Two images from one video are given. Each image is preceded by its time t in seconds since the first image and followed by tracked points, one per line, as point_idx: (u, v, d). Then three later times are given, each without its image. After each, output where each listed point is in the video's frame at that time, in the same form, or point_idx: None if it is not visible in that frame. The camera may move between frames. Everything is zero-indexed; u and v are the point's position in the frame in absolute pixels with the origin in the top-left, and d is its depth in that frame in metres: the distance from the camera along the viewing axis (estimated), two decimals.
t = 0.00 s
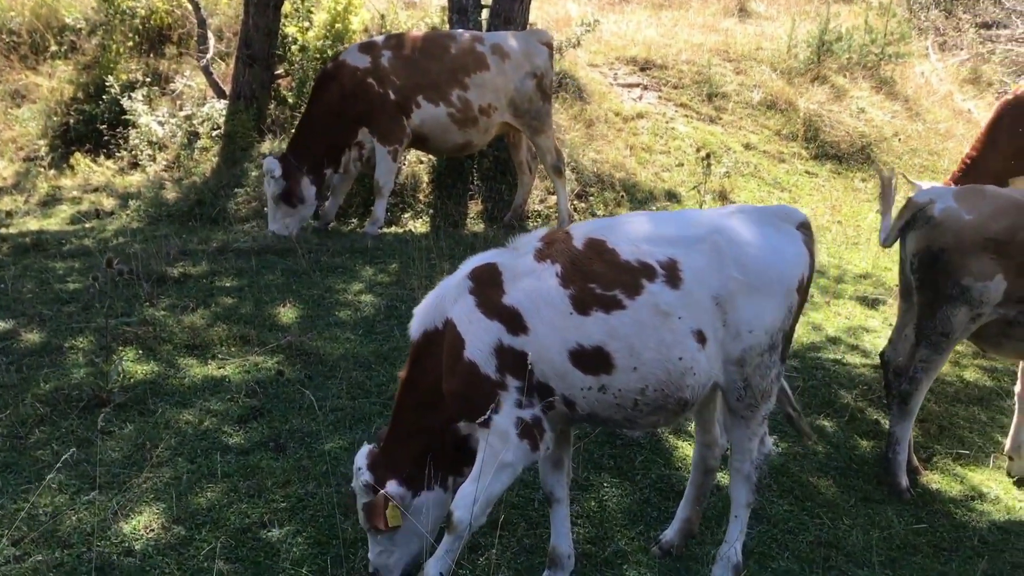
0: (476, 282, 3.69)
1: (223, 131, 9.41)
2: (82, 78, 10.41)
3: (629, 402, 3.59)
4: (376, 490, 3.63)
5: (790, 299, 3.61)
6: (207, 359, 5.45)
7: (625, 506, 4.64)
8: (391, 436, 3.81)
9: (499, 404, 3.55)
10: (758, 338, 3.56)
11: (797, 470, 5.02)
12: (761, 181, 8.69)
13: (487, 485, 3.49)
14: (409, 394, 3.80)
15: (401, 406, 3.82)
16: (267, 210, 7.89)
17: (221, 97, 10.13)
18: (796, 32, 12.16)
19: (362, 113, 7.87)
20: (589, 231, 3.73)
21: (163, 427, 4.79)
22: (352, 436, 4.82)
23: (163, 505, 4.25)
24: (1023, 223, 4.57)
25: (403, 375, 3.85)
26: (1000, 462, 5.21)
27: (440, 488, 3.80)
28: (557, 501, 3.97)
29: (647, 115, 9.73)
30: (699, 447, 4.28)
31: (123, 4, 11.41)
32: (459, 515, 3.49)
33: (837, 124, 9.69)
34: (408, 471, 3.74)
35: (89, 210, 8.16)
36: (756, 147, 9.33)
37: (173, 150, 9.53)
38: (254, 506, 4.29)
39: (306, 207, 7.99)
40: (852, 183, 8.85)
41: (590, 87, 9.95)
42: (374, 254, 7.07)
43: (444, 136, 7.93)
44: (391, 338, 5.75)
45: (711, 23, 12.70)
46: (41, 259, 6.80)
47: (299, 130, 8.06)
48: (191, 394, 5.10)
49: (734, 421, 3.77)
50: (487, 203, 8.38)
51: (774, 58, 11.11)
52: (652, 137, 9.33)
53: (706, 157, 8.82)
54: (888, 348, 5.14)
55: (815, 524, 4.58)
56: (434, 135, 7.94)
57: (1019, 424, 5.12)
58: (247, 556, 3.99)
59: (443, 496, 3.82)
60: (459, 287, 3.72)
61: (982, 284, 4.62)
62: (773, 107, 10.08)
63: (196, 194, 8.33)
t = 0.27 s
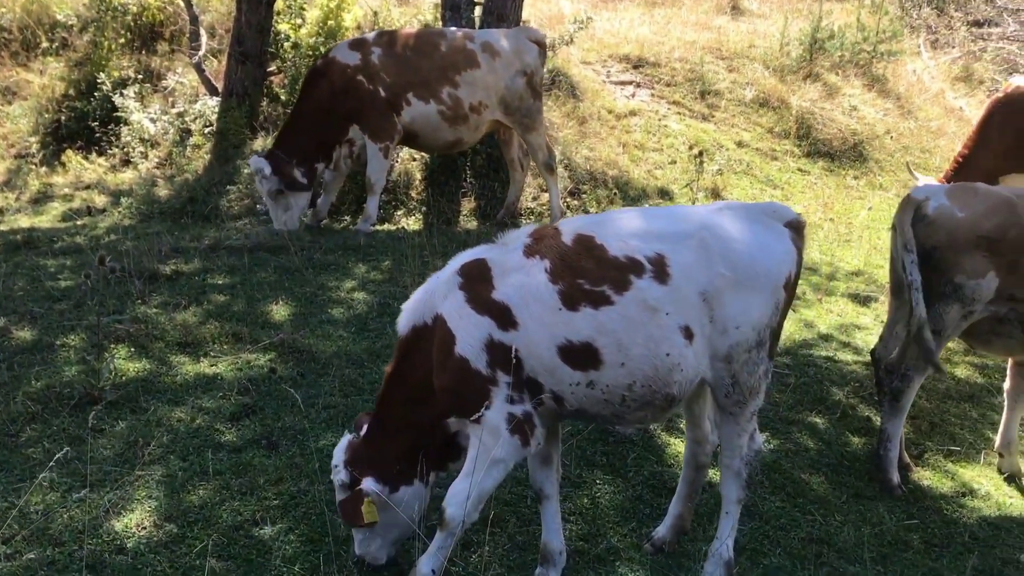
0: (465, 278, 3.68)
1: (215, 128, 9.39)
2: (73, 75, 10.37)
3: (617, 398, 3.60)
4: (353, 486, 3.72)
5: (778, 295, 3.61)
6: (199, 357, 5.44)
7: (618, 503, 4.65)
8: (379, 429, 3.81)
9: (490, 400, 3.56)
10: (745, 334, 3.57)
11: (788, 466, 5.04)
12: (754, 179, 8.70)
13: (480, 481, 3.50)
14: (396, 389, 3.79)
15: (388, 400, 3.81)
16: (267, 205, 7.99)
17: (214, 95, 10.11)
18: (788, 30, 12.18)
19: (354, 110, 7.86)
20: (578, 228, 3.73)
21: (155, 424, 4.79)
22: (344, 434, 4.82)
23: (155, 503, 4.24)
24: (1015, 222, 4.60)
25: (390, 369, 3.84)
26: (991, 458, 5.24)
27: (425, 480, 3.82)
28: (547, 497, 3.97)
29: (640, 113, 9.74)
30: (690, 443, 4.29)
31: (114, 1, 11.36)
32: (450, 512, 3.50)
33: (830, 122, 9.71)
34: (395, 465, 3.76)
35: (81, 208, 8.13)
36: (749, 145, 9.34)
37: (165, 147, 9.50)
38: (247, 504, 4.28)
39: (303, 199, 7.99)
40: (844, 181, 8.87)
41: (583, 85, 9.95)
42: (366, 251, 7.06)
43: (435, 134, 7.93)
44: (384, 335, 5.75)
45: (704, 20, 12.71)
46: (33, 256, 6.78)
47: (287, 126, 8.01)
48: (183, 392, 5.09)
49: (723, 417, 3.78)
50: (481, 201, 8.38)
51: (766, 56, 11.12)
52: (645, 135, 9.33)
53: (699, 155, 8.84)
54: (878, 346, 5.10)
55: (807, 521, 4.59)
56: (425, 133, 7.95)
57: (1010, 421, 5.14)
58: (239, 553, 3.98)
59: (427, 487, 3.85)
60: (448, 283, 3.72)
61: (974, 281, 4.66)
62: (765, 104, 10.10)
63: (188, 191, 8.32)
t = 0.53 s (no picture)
0: (448, 280, 3.69)
1: (204, 128, 9.38)
2: (61, 76, 10.34)
3: (600, 398, 3.62)
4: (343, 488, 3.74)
5: (758, 295, 3.63)
6: (188, 358, 5.43)
7: (606, 504, 4.67)
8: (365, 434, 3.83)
9: (477, 401, 3.58)
10: (726, 334, 3.58)
11: (776, 467, 5.06)
12: (742, 181, 8.75)
13: (468, 482, 3.52)
14: (382, 394, 3.82)
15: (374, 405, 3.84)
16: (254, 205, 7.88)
17: (202, 95, 10.09)
18: (776, 33, 12.24)
19: (341, 111, 7.87)
20: (560, 229, 3.74)
21: (143, 425, 4.78)
22: (333, 435, 4.82)
23: (143, 504, 4.24)
24: (999, 223, 4.63)
25: (375, 374, 3.87)
26: (976, 458, 5.28)
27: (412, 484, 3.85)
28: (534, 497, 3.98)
29: (629, 115, 9.77)
30: (676, 443, 4.31)
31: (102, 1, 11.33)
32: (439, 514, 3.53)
33: (817, 124, 9.76)
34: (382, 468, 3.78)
35: (69, 208, 8.11)
36: (737, 146, 9.38)
37: (154, 148, 9.48)
38: (235, 505, 4.28)
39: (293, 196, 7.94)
40: (831, 182, 8.93)
41: (572, 86, 9.97)
42: (354, 252, 7.06)
43: (422, 135, 7.94)
44: (373, 336, 5.75)
45: (693, 23, 12.76)
46: (20, 257, 6.75)
47: (274, 126, 7.99)
48: (172, 393, 5.08)
49: (706, 416, 3.80)
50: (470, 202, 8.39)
51: (754, 58, 11.17)
52: (634, 136, 9.36)
53: (687, 156, 8.88)
54: (865, 346, 5.18)
55: (794, 521, 4.62)
56: (411, 134, 7.96)
57: (996, 422, 5.18)
58: (228, 554, 3.98)
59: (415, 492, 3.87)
60: (432, 286, 3.73)
61: (956, 282, 4.69)
62: (753, 106, 10.14)
63: (177, 192, 8.30)
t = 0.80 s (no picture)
0: (423, 280, 3.67)
1: (181, 130, 9.31)
2: (36, 76, 10.24)
3: (574, 399, 3.61)
4: (307, 482, 3.66)
5: (732, 296, 3.65)
6: (165, 360, 5.38)
7: (586, 505, 4.66)
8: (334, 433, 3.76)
9: (453, 401, 3.53)
10: (700, 336, 3.60)
11: (755, 467, 5.07)
12: (720, 182, 8.79)
13: (447, 483, 3.50)
14: (353, 392, 3.74)
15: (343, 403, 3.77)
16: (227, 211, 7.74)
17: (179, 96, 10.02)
18: (754, 35, 12.31)
19: (318, 112, 7.81)
20: (535, 229, 3.74)
21: (118, 429, 4.73)
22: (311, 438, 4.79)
23: (118, 509, 4.19)
24: (973, 225, 4.74)
25: (346, 373, 3.80)
26: (953, 458, 5.32)
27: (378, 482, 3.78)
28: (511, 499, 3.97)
29: (608, 117, 9.79)
30: (655, 444, 4.32)
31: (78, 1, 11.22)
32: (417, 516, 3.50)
33: (795, 126, 9.83)
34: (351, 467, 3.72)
35: (44, 210, 8.02)
36: (716, 148, 9.43)
37: (130, 149, 9.40)
38: (212, 509, 4.24)
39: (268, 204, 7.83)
40: (809, 184, 8.99)
41: (552, 88, 9.98)
42: (333, 254, 7.03)
43: (398, 137, 7.93)
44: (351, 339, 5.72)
45: (672, 25, 12.81)
46: None
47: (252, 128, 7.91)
48: (148, 396, 5.03)
49: (682, 418, 3.81)
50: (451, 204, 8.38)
51: (733, 60, 11.23)
52: (614, 138, 9.39)
53: (666, 159, 8.92)
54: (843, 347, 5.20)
55: (773, 521, 4.63)
56: (386, 136, 7.94)
57: (973, 422, 5.22)
58: (204, 559, 3.94)
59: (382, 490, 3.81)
60: (407, 285, 3.69)
61: (934, 284, 4.73)
62: (732, 108, 10.19)
63: (153, 194, 8.24)
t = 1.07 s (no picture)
0: (380, 280, 3.63)
1: (141, 130, 9.20)
2: None
3: (531, 399, 3.61)
4: (270, 496, 3.52)
5: (690, 295, 3.69)
6: (124, 364, 5.31)
7: (553, 506, 4.66)
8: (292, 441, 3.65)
9: (413, 402, 3.50)
10: (657, 335, 3.63)
11: (720, 465, 5.09)
12: (686, 181, 8.84)
13: (409, 485, 3.47)
14: (308, 397, 3.63)
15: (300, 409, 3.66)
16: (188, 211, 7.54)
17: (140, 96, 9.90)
18: (718, 35, 12.39)
19: (281, 112, 7.74)
20: (492, 230, 3.74)
21: (76, 435, 4.64)
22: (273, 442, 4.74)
23: (76, 516, 4.12)
24: (935, 223, 4.80)
25: (301, 377, 3.68)
26: (915, 454, 5.38)
27: (340, 489, 3.71)
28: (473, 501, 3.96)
29: (574, 116, 9.80)
30: (618, 443, 4.33)
31: None
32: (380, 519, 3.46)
33: (759, 125, 9.91)
34: (312, 474, 3.64)
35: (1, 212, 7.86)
36: (681, 148, 9.47)
37: (90, 150, 9.27)
38: (173, 516, 4.18)
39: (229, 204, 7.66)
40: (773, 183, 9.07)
41: (518, 88, 9.96)
42: (296, 255, 6.98)
43: (361, 136, 7.92)
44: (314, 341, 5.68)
45: (637, 24, 12.86)
46: None
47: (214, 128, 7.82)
48: (107, 401, 4.95)
49: (643, 417, 3.82)
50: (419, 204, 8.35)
51: (698, 60, 11.29)
52: (580, 138, 9.40)
53: (632, 158, 8.95)
54: (808, 345, 5.23)
55: (737, 519, 4.65)
56: (348, 135, 7.92)
57: (935, 417, 5.28)
58: (165, 566, 3.89)
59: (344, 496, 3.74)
60: (363, 285, 3.65)
61: (896, 282, 4.78)
62: (697, 108, 10.25)
63: (113, 195, 8.12)
